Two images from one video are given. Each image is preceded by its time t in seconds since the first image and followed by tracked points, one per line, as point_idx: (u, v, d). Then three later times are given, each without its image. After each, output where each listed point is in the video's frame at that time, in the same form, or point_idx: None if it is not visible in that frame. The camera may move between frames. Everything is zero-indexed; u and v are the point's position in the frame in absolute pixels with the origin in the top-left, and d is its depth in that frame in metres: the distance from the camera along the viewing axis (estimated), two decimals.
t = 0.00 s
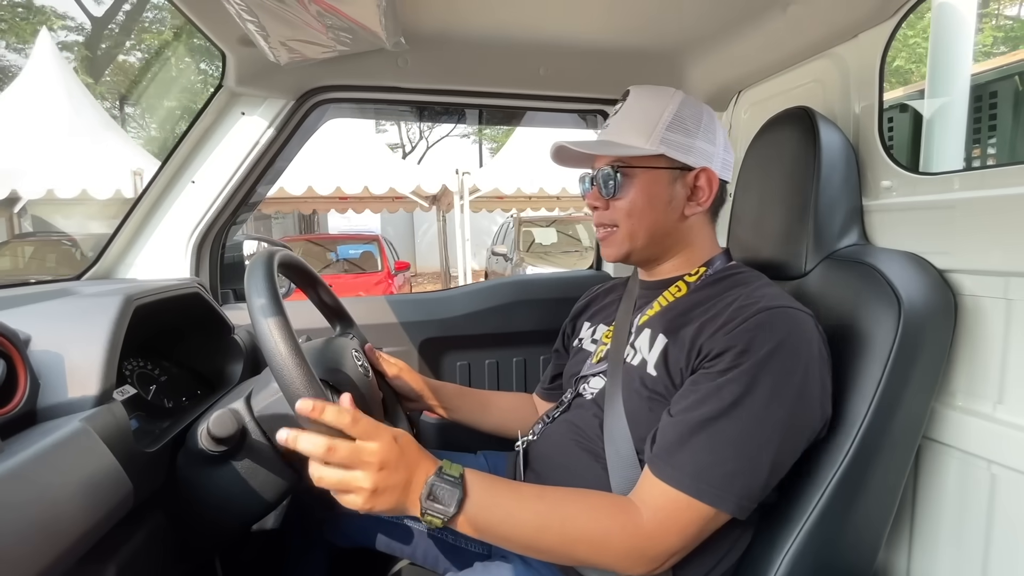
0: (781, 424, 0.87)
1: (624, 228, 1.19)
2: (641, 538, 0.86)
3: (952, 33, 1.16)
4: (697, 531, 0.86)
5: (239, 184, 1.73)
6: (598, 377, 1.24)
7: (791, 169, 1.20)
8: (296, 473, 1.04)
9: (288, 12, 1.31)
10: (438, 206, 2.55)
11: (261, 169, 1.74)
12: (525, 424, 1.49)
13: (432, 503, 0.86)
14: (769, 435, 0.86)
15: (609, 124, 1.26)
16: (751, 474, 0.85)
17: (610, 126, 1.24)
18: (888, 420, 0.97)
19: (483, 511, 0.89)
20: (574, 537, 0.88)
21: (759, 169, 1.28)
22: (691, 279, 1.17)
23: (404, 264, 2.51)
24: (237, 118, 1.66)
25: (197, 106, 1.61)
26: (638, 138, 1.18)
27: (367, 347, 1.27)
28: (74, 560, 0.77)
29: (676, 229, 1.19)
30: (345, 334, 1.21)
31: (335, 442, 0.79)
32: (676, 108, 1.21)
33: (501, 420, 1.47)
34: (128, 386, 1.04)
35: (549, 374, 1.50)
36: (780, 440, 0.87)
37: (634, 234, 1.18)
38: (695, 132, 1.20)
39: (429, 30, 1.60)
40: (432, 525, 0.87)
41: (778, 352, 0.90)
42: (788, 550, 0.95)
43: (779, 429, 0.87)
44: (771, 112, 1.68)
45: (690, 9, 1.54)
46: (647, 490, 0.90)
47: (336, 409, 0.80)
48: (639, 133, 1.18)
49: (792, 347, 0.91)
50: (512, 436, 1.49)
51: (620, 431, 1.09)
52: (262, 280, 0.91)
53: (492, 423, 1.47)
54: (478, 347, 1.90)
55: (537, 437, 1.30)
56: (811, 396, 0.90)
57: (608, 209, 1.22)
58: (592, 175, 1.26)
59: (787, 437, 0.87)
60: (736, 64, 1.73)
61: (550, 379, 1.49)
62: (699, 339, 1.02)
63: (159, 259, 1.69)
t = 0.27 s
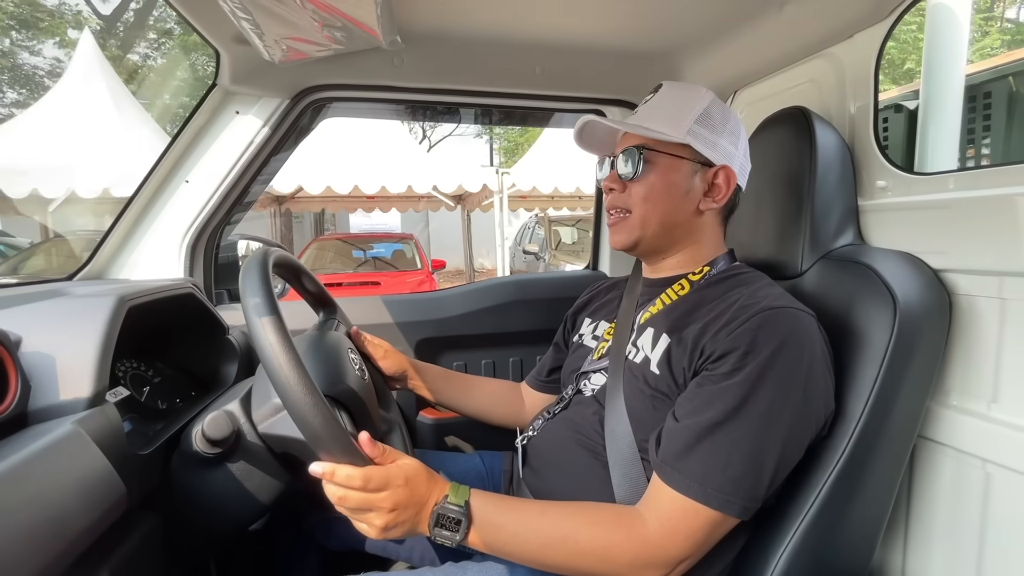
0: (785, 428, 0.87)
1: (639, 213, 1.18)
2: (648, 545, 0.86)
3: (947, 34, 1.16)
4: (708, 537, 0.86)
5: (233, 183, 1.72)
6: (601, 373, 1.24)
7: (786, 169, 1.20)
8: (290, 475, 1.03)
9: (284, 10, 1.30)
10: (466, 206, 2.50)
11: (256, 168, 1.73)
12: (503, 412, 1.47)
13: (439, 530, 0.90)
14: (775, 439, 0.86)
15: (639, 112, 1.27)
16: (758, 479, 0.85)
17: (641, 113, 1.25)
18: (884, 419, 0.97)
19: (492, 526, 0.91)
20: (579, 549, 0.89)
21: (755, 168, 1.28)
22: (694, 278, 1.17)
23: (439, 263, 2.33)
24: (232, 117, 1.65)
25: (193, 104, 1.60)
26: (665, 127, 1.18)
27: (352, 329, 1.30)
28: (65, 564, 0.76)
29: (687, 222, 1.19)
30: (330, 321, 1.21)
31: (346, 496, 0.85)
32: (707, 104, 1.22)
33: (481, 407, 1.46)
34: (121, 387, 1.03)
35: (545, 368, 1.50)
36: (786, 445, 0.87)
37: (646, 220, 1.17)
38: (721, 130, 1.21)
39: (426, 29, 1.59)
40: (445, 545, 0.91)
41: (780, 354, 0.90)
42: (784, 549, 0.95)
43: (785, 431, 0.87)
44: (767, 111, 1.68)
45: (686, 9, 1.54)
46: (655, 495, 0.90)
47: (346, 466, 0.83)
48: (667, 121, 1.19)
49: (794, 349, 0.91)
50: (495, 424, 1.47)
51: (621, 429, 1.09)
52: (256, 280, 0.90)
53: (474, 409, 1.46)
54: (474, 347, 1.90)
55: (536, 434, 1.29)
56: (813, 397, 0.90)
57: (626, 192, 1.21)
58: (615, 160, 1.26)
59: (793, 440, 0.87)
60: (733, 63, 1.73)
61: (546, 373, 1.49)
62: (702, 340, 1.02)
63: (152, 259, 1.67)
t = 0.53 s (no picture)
0: (786, 420, 0.86)
1: (664, 218, 1.15)
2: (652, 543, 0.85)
3: (937, 34, 1.16)
4: (713, 535, 0.84)
5: (222, 183, 1.70)
6: (596, 373, 1.22)
7: (779, 168, 1.20)
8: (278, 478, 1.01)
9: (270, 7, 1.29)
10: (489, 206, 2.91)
11: (245, 168, 1.72)
12: (484, 406, 1.45)
13: (447, 538, 0.90)
14: (776, 431, 0.85)
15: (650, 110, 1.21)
16: (760, 473, 0.84)
17: (653, 111, 1.20)
18: (877, 418, 0.96)
19: (498, 530, 0.91)
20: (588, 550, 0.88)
21: (749, 166, 1.28)
22: (691, 277, 1.16)
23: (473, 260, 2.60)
24: (220, 115, 1.63)
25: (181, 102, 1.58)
26: (693, 131, 1.16)
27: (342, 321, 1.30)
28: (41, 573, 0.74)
29: (705, 227, 1.20)
30: (314, 317, 1.19)
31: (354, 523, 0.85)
32: (717, 110, 1.21)
33: (464, 402, 1.44)
34: (104, 390, 1.01)
35: (536, 365, 1.48)
36: (786, 437, 0.86)
37: (672, 226, 1.15)
38: (728, 137, 1.22)
39: (417, 27, 1.58)
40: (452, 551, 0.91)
41: (776, 345, 0.90)
42: (779, 549, 0.94)
43: (785, 422, 0.86)
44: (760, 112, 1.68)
45: (678, 8, 1.54)
46: (658, 492, 0.88)
47: (355, 495, 0.82)
48: (689, 127, 1.16)
49: (790, 340, 0.91)
50: (478, 420, 1.45)
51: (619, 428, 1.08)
52: (242, 279, 0.88)
53: (457, 404, 1.45)
54: (466, 348, 1.88)
55: (531, 432, 1.28)
56: (813, 388, 0.89)
57: (647, 197, 1.17)
58: (627, 160, 1.21)
59: (794, 432, 0.86)
60: (725, 63, 1.73)
61: (537, 371, 1.48)
62: (698, 335, 1.02)
63: (138, 261, 1.63)
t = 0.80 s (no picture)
0: (772, 421, 0.85)
1: (640, 214, 1.15)
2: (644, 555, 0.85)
3: (927, 38, 1.16)
4: (706, 541, 0.83)
5: (209, 185, 1.68)
6: (583, 380, 1.21)
7: (771, 173, 1.19)
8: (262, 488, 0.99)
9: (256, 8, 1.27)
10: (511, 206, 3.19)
11: (231, 170, 1.69)
12: (479, 419, 1.45)
13: (445, 550, 0.90)
14: (763, 434, 0.84)
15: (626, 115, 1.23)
16: (750, 477, 0.83)
17: (630, 115, 1.22)
18: (868, 424, 0.96)
19: (493, 541, 0.91)
20: (585, 564, 0.88)
21: (739, 171, 1.28)
22: (669, 280, 1.16)
23: (507, 260, 3.06)
24: (206, 117, 1.61)
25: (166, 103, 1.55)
26: (669, 131, 1.18)
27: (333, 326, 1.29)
28: None
29: (680, 229, 1.20)
30: (303, 325, 1.16)
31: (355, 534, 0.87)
32: (689, 118, 1.24)
33: (457, 415, 1.43)
34: (83, 399, 0.99)
35: (524, 374, 1.48)
36: (773, 439, 0.85)
37: (648, 222, 1.15)
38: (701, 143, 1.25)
39: (406, 29, 1.57)
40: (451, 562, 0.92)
41: (755, 347, 0.89)
42: (770, 557, 0.93)
43: (771, 424, 0.85)
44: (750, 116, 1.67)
45: (669, 12, 1.54)
46: (650, 501, 0.88)
47: (350, 513, 0.83)
48: (664, 131, 1.19)
49: (768, 341, 0.90)
50: (470, 434, 1.44)
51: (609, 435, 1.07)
52: (226, 286, 0.87)
53: (450, 417, 1.43)
54: (458, 352, 1.87)
55: (519, 441, 1.28)
56: (795, 387, 0.88)
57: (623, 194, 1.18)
58: (603, 161, 1.22)
59: (780, 433, 0.85)
60: (716, 66, 1.73)
61: (525, 380, 1.47)
62: (677, 340, 1.01)
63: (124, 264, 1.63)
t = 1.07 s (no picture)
0: (751, 413, 0.85)
1: (597, 210, 1.17)
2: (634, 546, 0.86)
3: (921, 36, 1.17)
4: (695, 536, 0.84)
5: (207, 183, 1.68)
6: (569, 380, 1.22)
7: (767, 170, 1.20)
8: (263, 483, 1.00)
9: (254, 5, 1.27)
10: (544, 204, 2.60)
11: (230, 168, 1.70)
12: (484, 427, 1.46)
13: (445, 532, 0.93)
14: (744, 427, 0.85)
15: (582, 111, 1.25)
16: (734, 469, 0.84)
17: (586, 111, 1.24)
18: (862, 419, 0.97)
19: (493, 528, 0.93)
20: (570, 554, 0.90)
21: (735, 168, 1.29)
22: (645, 273, 1.16)
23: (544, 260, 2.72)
24: (205, 115, 1.62)
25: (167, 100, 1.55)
26: (622, 125, 1.19)
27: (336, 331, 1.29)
28: None
29: (643, 221, 1.19)
30: (306, 325, 1.17)
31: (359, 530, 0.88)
32: (649, 110, 1.24)
33: (463, 420, 1.44)
34: (84, 395, 0.99)
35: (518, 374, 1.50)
36: (753, 430, 0.85)
37: (605, 216, 1.16)
38: (663, 135, 1.25)
39: (404, 27, 1.57)
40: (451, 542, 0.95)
41: (728, 339, 0.89)
42: (765, 550, 0.94)
43: (751, 415, 0.85)
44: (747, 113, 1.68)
45: (666, 9, 1.54)
46: (637, 497, 0.88)
47: (352, 512, 0.85)
48: (619, 121, 1.19)
49: (741, 331, 0.90)
50: (476, 440, 1.46)
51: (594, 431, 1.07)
52: (226, 282, 0.87)
53: (456, 424, 1.44)
54: (456, 349, 1.87)
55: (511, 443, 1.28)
56: (771, 377, 0.88)
57: (582, 191, 1.20)
58: (564, 159, 1.25)
59: (759, 422, 0.85)
60: (713, 64, 1.73)
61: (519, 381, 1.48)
62: (654, 335, 1.01)
63: (123, 261, 1.63)
